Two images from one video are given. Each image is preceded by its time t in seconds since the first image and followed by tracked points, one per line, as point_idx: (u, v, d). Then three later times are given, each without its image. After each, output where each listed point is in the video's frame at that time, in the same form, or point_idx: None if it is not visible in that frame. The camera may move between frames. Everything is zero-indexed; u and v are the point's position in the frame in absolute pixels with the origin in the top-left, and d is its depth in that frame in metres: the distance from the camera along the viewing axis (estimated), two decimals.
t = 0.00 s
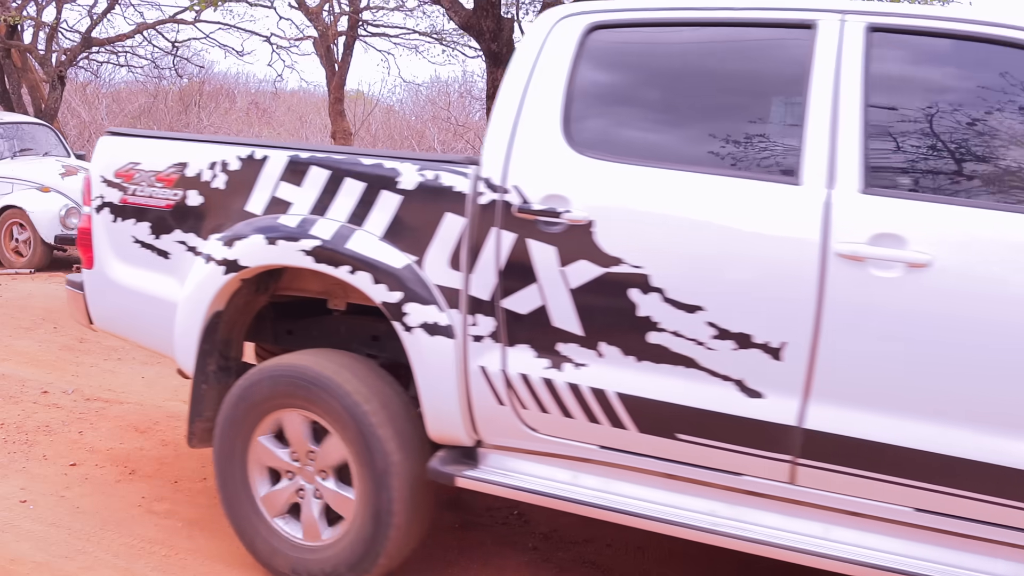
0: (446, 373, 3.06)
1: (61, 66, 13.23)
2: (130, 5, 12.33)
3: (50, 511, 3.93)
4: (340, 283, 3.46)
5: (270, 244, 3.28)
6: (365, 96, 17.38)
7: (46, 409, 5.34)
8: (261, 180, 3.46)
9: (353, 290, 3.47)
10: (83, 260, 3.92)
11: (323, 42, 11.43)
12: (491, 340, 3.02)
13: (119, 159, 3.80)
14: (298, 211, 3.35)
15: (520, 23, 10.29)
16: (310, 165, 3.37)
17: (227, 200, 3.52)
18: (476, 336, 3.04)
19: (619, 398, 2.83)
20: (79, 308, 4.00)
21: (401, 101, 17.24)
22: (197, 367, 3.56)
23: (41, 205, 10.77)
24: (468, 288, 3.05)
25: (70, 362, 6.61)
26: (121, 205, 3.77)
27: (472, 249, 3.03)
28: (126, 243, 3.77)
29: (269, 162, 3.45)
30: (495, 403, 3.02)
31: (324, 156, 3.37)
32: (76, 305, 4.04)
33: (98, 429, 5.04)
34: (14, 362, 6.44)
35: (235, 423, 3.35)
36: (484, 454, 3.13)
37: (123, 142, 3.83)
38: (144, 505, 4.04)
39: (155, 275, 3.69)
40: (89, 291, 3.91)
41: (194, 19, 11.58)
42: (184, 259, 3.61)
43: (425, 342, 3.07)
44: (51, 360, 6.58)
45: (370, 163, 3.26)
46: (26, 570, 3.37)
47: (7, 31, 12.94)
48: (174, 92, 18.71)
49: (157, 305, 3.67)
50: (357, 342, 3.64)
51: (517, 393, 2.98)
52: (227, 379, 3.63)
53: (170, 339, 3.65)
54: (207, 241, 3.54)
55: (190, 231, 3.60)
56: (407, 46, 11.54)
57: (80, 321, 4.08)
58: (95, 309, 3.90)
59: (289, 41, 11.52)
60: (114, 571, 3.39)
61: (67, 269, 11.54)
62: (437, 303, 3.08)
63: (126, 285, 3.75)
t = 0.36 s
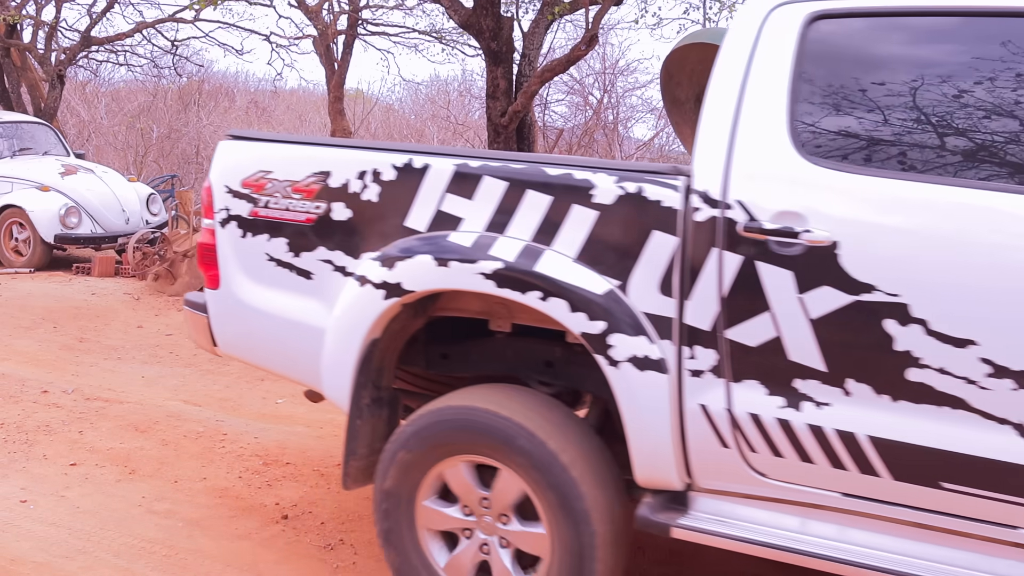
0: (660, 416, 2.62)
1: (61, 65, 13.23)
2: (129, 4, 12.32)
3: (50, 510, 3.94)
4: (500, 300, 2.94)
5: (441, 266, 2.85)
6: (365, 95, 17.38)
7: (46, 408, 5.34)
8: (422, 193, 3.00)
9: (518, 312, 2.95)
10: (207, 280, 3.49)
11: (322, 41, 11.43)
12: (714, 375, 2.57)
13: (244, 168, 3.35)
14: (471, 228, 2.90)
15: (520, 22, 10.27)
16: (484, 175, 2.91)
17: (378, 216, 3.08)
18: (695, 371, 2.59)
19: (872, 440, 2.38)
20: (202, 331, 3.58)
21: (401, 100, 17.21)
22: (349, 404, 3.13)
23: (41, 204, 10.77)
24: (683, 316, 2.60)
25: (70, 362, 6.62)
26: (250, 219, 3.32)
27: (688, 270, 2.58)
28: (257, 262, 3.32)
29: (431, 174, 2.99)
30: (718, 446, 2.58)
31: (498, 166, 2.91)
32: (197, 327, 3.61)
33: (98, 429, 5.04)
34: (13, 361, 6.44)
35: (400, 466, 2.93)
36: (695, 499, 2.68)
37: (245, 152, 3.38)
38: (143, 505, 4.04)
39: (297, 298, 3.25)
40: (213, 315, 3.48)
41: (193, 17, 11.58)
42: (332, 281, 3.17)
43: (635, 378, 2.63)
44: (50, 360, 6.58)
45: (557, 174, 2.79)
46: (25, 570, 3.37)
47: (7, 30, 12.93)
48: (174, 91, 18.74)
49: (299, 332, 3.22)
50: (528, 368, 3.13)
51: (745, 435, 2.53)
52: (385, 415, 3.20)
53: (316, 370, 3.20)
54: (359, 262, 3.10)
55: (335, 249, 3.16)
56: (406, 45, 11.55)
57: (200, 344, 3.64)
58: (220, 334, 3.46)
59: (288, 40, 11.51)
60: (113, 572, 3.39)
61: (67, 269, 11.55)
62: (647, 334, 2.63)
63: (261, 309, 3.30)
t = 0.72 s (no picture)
0: (921, 441, 2.38)
1: (60, 65, 13.23)
2: (129, 4, 12.32)
3: (51, 509, 3.95)
4: (711, 316, 2.77)
5: (668, 277, 2.63)
6: (365, 94, 17.39)
7: (46, 408, 5.35)
8: (638, 204, 2.80)
9: (730, 328, 2.77)
10: (379, 291, 3.27)
11: (322, 41, 11.45)
12: (986, 400, 2.32)
13: (426, 171, 3.14)
14: (700, 236, 2.67)
15: (520, 22, 10.27)
16: (713, 180, 2.71)
17: (586, 225, 2.86)
18: (963, 396, 2.34)
19: None
20: (367, 345, 3.36)
21: (401, 99, 17.22)
22: (549, 427, 2.91)
23: (41, 204, 10.77)
24: (949, 335, 2.35)
25: (70, 362, 6.62)
26: (434, 226, 3.11)
27: (956, 286, 2.34)
28: (441, 272, 3.11)
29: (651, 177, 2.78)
30: (990, 479, 2.33)
31: (728, 171, 2.72)
32: (361, 340, 3.39)
33: (99, 428, 5.05)
34: (14, 361, 6.45)
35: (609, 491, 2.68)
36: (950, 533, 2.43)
37: (427, 152, 3.17)
38: (145, 504, 4.05)
39: (490, 312, 3.03)
40: (384, 328, 3.26)
41: (193, 17, 11.59)
42: (532, 293, 2.95)
43: (895, 402, 2.39)
44: (51, 359, 6.59)
45: (800, 180, 2.60)
46: (26, 569, 3.37)
47: (7, 30, 12.93)
48: (173, 91, 18.77)
49: (491, 348, 3.00)
50: (738, 391, 2.90)
51: None
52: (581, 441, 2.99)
53: (509, 390, 2.98)
54: (565, 273, 2.89)
55: (535, 259, 2.94)
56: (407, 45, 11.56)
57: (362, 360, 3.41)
58: (393, 349, 3.25)
59: (288, 39, 11.51)
60: (113, 571, 3.40)
61: (67, 269, 11.56)
62: (908, 354, 2.38)
63: (445, 325, 3.09)
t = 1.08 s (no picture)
0: None
1: (60, 67, 13.23)
2: (129, 7, 12.33)
3: (51, 512, 3.95)
4: (948, 344, 2.48)
5: (929, 302, 2.34)
6: (364, 97, 17.43)
7: (46, 411, 5.35)
8: (887, 219, 2.51)
9: (969, 357, 2.50)
10: (570, 313, 2.97)
11: (323, 43, 11.46)
12: None
13: (632, 182, 2.86)
14: (962, 256, 2.37)
15: (520, 24, 10.28)
16: (974, 195, 2.44)
17: (826, 245, 2.56)
18: None
19: None
20: (550, 373, 3.06)
21: (401, 101, 17.23)
22: (781, 468, 2.58)
23: (41, 206, 10.76)
24: None
25: (69, 365, 6.62)
26: (643, 243, 2.82)
27: None
28: (649, 292, 2.82)
29: (901, 193, 2.50)
30: None
31: (991, 185, 2.45)
32: (543, 367, 3.10)
33: (98, 431, 5.05)
34: (14, 364, 6.45)
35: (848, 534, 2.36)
36: None
37: (631, 161, 2.90)
38: (146, 508, 4.05)
39: (709, 338, 2.72)
40: (577, 355, 2.96)
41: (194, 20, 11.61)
42: (761, 318, 2.64)
43: None
44: (51, 362, 6.59)
45: None
46: (25, 573, 3.37)
47: (7, 32, 12.93)
48: (173, 93, 18.79)
49: (709, 379, 2.68)
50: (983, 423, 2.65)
51: None
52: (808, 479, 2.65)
53: (731, 425, 2.66)
54: (801, 295, 2.59)
55: (764, 280, 2.64)
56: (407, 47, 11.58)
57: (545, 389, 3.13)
58: (585, 379, 2.94)
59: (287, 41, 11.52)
60: (113, 574, 3.39)
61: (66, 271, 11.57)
62: None
63: (654, 348, 2.78)
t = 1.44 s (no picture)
0: None
1: (62, 68, 13.24)
2: (130, 7, 12.34)
3: (52, 514, 3.95)
4: None
5: None
6: (365, 98, 17.47)
7: (47, 413, 5.35)
8: None
9: None
10: (776, 346, 2.87)
11: (324, 44, 11.47)
12: None
13: (848, 205, 2.76)
14: None
15: (520, 26, 10.28)
16: None
17: None
18: None
19: None
20: (747, 409, 2.95)
21: (402, 102, 17.24)
22: None
23: (43, 207, 10.77)
24: None
25: (70, 366, 6.63)
26: (861, 270, 2.73)
27: None
28: (868, 325, 2.71)
29: None
30: None
31: None
32: (738, 403, 2.98)
33: (99, 433, 5.05)
34: (16, 365, 6.45)
35: None
36: None
37: (838, 183, 2.82)
38: (148, 510, 4.05)
39: (940, 375, 2.58)
40: (783, 390, 2.85)
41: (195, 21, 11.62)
42: (1000, 353, 2.51)
43: None
44: (52, 363, 6.59)
45: None
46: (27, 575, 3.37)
47: (8, 32, 12.94)
48: (174, 94, 18.82)
49: (939, 417, 2.54)
50: None
51: None
52: None
53: (965, 466, 2.50)
54: None
55: (1004, 312, 2.52)
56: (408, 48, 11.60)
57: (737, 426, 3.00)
58: (792, 415, 2.83)
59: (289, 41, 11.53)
60: None
61: (67, 272, 11.57)
62: None
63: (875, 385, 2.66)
